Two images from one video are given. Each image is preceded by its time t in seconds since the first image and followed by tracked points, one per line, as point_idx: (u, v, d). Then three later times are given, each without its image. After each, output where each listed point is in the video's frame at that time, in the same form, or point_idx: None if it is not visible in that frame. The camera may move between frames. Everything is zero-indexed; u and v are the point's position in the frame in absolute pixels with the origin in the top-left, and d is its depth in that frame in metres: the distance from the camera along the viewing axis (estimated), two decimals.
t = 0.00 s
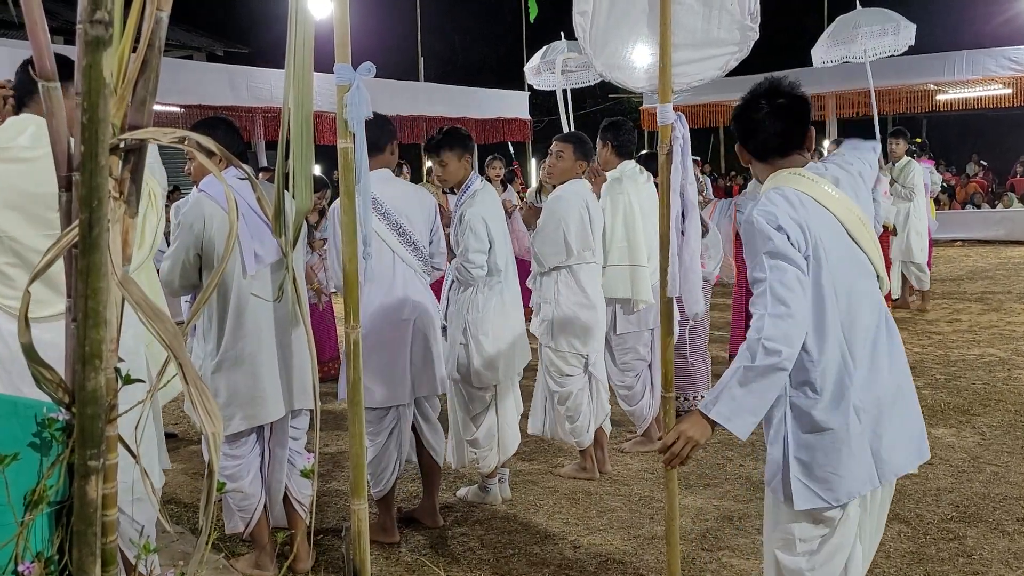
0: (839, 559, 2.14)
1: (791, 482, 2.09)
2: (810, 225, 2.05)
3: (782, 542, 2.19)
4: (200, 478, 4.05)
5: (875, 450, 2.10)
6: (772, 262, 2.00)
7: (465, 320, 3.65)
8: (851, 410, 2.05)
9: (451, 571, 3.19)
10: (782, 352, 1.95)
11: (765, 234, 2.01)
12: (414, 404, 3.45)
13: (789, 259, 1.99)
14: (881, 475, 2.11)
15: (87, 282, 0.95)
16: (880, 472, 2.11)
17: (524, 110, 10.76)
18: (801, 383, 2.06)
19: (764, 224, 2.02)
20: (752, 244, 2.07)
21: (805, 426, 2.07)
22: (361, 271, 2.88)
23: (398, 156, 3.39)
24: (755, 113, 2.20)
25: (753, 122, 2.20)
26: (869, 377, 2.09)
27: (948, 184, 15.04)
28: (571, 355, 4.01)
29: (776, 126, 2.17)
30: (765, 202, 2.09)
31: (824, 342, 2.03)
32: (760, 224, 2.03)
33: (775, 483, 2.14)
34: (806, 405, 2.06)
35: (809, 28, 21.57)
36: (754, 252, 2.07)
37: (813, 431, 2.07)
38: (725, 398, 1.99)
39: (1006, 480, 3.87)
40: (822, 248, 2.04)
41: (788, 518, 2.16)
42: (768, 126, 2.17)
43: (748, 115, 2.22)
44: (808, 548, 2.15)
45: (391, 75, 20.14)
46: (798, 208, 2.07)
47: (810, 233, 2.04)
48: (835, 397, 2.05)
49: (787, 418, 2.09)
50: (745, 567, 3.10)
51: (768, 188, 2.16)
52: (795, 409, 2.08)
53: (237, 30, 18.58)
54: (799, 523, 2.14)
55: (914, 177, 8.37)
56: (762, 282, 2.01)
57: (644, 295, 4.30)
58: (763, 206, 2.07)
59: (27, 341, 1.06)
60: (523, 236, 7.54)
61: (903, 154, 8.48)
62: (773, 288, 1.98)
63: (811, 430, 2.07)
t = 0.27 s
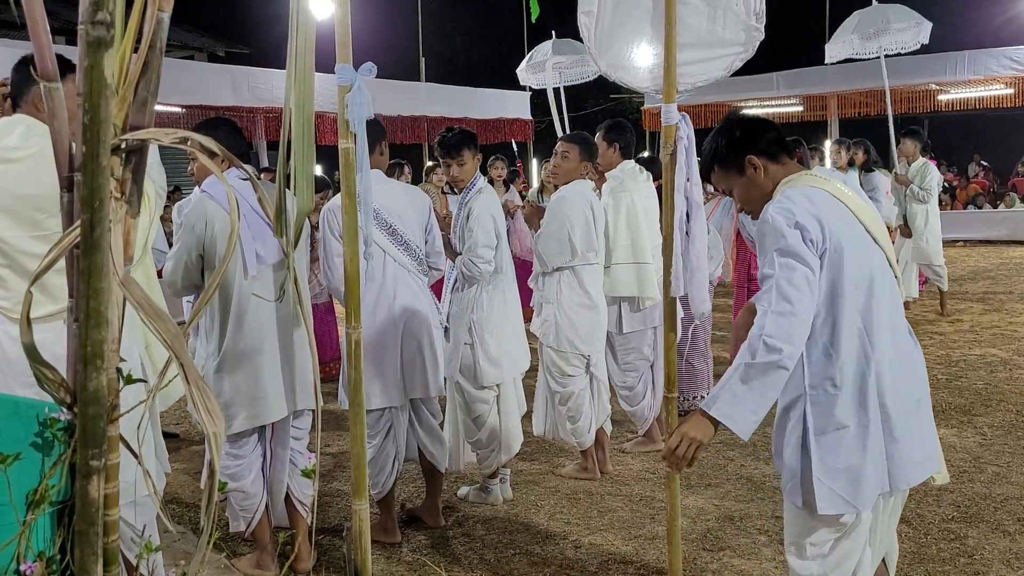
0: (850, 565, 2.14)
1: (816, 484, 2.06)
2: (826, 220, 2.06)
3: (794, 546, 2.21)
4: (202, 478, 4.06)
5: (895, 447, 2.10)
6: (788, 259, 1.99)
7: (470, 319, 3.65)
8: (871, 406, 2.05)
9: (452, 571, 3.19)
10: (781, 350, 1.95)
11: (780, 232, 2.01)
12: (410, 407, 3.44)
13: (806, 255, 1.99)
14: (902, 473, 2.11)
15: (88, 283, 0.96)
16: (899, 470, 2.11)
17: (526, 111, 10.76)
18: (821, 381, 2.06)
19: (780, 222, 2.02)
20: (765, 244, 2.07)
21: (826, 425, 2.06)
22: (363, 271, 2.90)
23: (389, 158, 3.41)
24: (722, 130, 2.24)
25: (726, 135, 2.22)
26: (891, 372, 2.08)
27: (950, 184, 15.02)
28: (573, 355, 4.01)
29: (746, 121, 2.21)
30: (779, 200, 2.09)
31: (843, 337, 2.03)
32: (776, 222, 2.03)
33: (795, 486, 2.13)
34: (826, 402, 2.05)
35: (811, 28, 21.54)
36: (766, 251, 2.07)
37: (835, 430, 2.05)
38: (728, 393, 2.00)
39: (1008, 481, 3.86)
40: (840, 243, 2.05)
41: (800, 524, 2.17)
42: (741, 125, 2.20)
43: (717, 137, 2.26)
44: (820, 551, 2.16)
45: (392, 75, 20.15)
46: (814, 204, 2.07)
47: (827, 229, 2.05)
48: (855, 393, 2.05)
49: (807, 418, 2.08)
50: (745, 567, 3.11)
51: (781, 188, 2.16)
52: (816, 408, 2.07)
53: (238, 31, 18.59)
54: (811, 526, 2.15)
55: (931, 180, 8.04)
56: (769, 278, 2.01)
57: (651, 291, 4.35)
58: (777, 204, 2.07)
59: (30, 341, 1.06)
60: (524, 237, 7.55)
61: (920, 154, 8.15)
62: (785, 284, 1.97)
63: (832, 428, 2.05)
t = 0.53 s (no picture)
0: (880, 566, 2.18)
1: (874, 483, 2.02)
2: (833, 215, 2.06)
3: (825, 555, 2.17)
4: (203, 478, 4.06)
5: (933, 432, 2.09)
6: (795, 259, 2.00)
7: (473, 319, 3.65)
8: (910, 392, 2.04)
9: (454, 572, 3.19)
10: (779, 353, 1.97)
11: (790, 231, 2.01)
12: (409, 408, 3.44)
13: (813, 253, 1.99)
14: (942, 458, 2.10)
15: (91, 283, 0.96)
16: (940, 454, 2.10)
17: (527, 112, 10.77)
18: (856, 374, 2.04)
19: (790, 221, 2.02)
20: (773, 245, 2.07)
21: (870, 418, 2.04)
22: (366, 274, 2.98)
23: (387, 160, 3.41)
24: (719, 135, 2.24)
25: (724, 140, 2.22)
26: (913, 359, 2.08)
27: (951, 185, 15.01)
28: (575, 357, 4.01)
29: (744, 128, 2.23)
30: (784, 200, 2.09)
31: (864, 329, 2.03)
32: (784, 222, 2.03)
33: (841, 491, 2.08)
34: (865, 396, 2.04)
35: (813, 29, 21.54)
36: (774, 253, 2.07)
37: (881, 421, 2.03)
38: (727, 395, 1.99)
39: (1009, 483, 3.86)
40: (848, 236, 2.06)
41: (834, 532, 2.14)
42: (740, 130, 2.21)
43: (714, 141, 2.26)
44: (854, 556, 2.14)
45: (394, 76, 20.16)
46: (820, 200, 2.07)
47: (836, 223, 2.06)
48: (891, 382, 2.03)
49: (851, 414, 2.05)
50: (746, 568, 3.11)
51: (784, 189, 2.16)
52: (859, 403, 2.04)
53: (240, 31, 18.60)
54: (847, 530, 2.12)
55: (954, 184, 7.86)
56: (774, 278, 2.02)
57: (655, 292, 4.34)
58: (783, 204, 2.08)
59: (32, 341, 1.06)
60: (525, 237, 7.55)
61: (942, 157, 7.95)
62: (789, 284, 1.98)
63: (876, 421, 2.03)
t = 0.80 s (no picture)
0: (856, 566, 2.17)
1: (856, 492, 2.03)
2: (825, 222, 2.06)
3: (801, 554, 2.18)
4: (204, 479, 4.06)
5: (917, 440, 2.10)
6: (790, 269, 1.99)
7: (473, 322, 3.65)
8: (892, 403, 2.04)
9: (453, 573, 3.19)
10: (778, 363, 1.96)
11: (782, 239, 2.01)
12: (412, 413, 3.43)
13: (806, 262, 2.00)
14: (927, 466, 2.11)
15: (93, 285, 0.96)
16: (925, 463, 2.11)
17: (528, 113, 10.78)
18: (840, 383, 2.05)
19: (784, 229, 2.01)
20: (764, 252, 2.07)
21: (854, 428, 2.04)
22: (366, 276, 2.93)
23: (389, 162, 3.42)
24: (731, 122, 2.22)
25: (731, 129, 2.21)
26: (897, 367, 2.08)
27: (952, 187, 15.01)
28: (576, 359, 4.01)
29: (757, 127, 2.18)
30: (777, 207, 2.08)
31: (849, 337, 2.04)
32: (777, 230, 2.02)
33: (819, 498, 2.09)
34: (849, 406, 2.04)
35: (814, 30, 21.54)
36: (766, 259, 2.07)
37: (863, 431, 2.04)
38: (726, 407, 1.99)
39: (1009, 485, 3.86)
40: (838, 243, 2.06)
41: (809, 533, 2.15)
42: (740, 126, 2.19)
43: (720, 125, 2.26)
44: (829, 555, 2.15)
45: (395, 77, 20.16)
46: (812, 207, 2.07)
47: (826, 230, 2.06)
48: (873, 392, 2.05)
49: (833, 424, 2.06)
50: (747, 570, 3.11)
51: (778, 193, 2.15)
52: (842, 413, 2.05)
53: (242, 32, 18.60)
54: (823, 531, 2.13)
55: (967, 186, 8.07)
56: (770, 289, 2.01)
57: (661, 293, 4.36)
58: (775, 212, 2.07)
59: (33, 342, 1.06)
60: (525, 239, 7.56)
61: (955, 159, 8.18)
62: (787, 295, 1.98)
63: (859, 431, 2.04)
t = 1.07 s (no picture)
0: (842, 565, 2.15)
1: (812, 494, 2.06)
2: (814, 227, 2.06)
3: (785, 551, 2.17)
4: (204, 480, 4.06)
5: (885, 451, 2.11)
6: (778, 271, 2.00)
7: (471, 324, 3.64)
8: (864, 412, 2.05)
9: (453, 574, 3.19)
10: (776, 367, 1.97)
11: (770, 241, 2.02)
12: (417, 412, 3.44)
13: (794, 266, 2.00)
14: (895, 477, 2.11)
15: (94, 286, 0.96)
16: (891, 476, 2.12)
17: (528, 115, 10.79)
18: (812, 388, 2.07)
19: (771, 232, 2.03)
20: (752, 252, 2.08)
21: (820, 433, 2.06)
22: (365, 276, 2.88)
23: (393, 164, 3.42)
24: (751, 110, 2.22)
25: (747, 118, 2.22)
26: (873, 378, 2.09)
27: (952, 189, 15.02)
28: (576, 360, 4.02)
29: (770, 130, 2.17)
30: (767, 208, 2.09)
31: (826, 343, 2.05)
32: (765, 231, 2.03)
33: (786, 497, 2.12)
34: (818, 410, 2.06)
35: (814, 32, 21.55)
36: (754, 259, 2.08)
37: (829, 436, 2.06)
38: (729, 413, 1.99)
39: (1009, 486, 3.86)
40: (825, 250, 2.06)
41: (790, 531, 2.15)
42: (760, 122, 2.19)
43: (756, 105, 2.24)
44: (809, 554, 2.13)
45: (395, 79, 20.17)
46: (802, 211, 2.07)
47: (813, 236, 2.06)
48: (845, 398, 2.06)
49: (801, 427, 2.08)
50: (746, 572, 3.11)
51: (772, 194, 2.15)
52: (810, 416, 2.07)
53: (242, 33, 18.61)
54: (804, 529, 2.12)
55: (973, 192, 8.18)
56: (761, 291, 2.02)
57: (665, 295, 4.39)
58: (764, 213, 2.08)
59: (33, 344, 1.06)
60: (525, 240, 7.57)
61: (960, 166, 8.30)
62: (777, 297, 1.99)
63: (824, 436, 2.06)
